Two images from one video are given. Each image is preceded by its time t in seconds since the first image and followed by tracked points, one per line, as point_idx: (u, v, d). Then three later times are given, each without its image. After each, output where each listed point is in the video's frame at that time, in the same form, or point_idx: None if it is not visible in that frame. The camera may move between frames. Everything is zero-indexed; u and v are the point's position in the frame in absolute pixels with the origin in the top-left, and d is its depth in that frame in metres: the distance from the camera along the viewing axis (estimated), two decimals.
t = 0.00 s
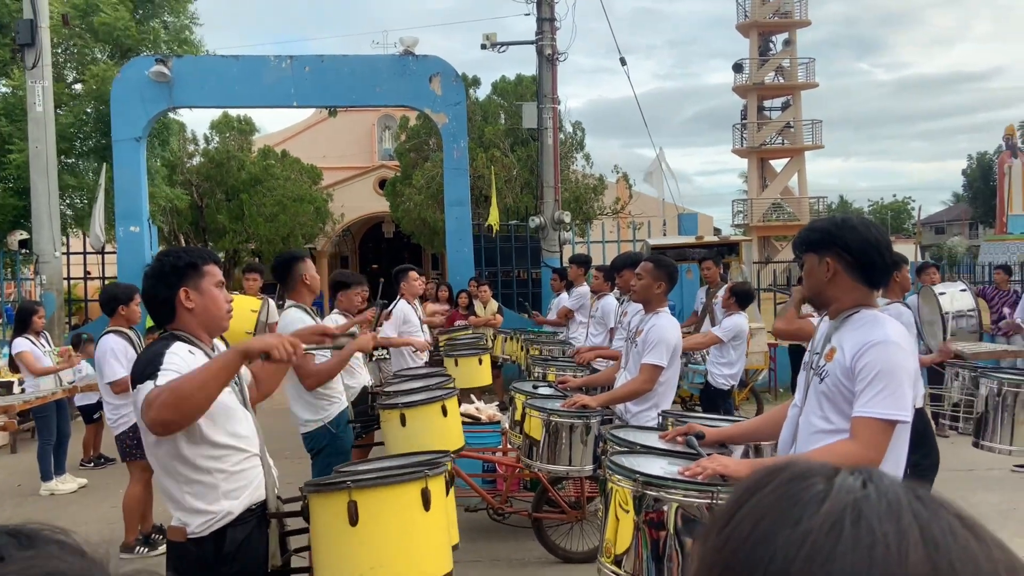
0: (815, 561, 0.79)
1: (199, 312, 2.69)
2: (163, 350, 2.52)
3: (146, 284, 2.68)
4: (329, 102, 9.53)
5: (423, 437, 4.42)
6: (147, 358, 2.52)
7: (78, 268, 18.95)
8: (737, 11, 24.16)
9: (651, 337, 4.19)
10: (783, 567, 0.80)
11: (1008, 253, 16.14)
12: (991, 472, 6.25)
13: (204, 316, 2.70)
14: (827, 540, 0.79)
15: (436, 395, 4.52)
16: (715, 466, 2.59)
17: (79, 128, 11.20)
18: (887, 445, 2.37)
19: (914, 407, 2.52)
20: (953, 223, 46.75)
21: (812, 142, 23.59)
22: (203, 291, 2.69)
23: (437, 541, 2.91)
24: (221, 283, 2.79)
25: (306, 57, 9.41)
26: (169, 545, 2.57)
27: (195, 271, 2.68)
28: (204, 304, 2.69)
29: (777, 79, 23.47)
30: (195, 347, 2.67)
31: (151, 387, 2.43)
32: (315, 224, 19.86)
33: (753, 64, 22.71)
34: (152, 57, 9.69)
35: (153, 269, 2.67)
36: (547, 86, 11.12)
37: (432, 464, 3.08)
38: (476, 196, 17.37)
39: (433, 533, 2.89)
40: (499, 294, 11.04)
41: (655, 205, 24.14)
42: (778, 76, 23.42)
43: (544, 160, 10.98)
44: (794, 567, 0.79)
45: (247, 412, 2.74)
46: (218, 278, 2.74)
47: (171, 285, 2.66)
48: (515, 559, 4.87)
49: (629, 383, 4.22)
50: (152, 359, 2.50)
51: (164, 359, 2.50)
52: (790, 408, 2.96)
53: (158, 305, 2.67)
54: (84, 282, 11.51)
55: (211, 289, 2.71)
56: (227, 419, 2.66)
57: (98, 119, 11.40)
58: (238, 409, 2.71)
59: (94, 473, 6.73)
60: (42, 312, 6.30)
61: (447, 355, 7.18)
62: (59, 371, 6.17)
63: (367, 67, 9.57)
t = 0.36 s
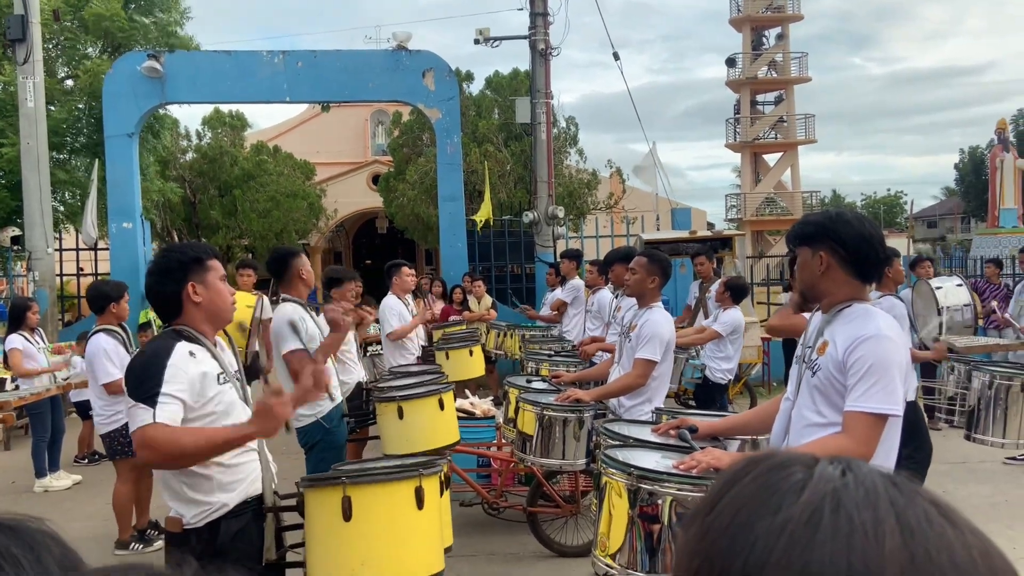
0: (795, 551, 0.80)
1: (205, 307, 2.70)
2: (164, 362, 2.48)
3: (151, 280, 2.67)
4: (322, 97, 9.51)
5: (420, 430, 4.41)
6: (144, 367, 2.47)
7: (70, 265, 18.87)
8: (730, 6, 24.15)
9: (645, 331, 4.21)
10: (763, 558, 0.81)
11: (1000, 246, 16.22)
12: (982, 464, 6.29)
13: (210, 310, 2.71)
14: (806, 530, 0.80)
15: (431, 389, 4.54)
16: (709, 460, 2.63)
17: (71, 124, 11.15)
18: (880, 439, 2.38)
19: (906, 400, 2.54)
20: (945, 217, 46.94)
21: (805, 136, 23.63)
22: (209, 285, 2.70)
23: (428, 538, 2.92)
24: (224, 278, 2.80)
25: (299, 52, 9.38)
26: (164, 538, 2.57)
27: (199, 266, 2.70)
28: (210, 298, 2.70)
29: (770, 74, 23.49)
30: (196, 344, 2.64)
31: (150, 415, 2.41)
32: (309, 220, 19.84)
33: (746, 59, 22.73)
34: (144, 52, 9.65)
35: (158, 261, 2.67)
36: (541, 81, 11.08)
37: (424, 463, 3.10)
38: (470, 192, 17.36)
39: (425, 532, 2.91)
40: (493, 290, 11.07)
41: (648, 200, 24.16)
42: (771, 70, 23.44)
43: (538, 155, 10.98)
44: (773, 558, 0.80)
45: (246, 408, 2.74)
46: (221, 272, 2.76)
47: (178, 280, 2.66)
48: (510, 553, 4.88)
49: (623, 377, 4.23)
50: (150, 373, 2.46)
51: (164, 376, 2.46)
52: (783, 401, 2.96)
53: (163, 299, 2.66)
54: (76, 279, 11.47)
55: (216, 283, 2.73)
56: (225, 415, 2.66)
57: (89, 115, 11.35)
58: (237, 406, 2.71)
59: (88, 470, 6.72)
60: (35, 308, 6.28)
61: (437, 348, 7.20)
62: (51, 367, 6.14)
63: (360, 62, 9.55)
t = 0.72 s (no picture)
0: (781, 541, 0.80)
1: (220, 306, 2.73)
2: (185, 354, 2.52)
3: (163, 273, 2.65)
4: (316, 94, 9.49)
5: (416, 426, 4.41)
6: (163, 361, 2.51)
7: (64, 262, 18.79)
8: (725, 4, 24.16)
9: (639, 328, 4.21)
10: (750, 552, 0.81)
11: (993, 244, 16.26)
12: (975, 461, 6.32)
13: (221, 308, 2.74)
14: (791, 522, 0.81)
15: (426, 385, 4.53)
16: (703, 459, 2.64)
17: (64, 120, 11.10)
18: (871, 434, 2.39)
19: (898, 397, 2.55)
20: (938, 214, 47.09)
21: (800, 134, 23.67)
22: (225, 284, 2.74)
23: (413, 534, 2.91)
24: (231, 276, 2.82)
25: (293, 48, 9.36)
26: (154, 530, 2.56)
27: (213, 265, 2.72)
28: (225, 296, 2.75)
29: (765, 72, 23.50)
30: (204, 341, 2.66)
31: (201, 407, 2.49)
32: (303, 217, 19.80)
33: (741, 56, 22.77)
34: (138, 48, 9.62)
35: (173, 257, 2.66)
36: (536, 79, 11.07)
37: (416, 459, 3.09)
38: (465, 189, 17.35)
39: (409, 529, 2.89)
40: (488, 287, 11.08)
41: (643, 197, 24.19)
42: (765, 68, 23.45)
43: (533, 152, 10.97)
44: (761, 551, 0.81)
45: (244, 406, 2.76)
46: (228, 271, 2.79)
47: (198, 275, 2.66)
48: (504, 551, 4.89)
49: (618, 374, 4.23)
50: (172, 366, 2.50)
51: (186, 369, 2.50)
52: (775, 397, 2.98)
53: (181, 295, 2.63)
54: (70, 276, 11.43)
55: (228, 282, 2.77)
56: (225, 410, 2.67)
57: (82, 111, 11.30)
58: (235, 403, 2.73)
59: (82, 467, 6.70)
60: (29, 305, 6.26)
61: (431, 346, 7.20)
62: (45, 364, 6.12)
63: (355, 58, 9.53)
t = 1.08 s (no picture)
0: (768, 540, 0.80)
1: (219, 306, 2.73)
2: (184, 350, 2.51)
3: (160, 273, 2.62)
4: (307, 94, 9.46)
5: (408, 430, 4.41)
6: (159, 357, 2.50)
7: (54, 262, 18.70)
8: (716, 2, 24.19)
9: (631, 327, 4.22)
10: (737, 552, 0.81)
11: (982, 242, 16.37)
12: (966, 458, 6.36)
13: (220, 310, 2.74)
14: (778, 521, 0.81)
15: (419, 389, 4.54)
16: (693, 458, 2.65)
17: (54, 120, 11.04)
18: (860, 434, 2.41)
19: (887, 397, 2.56)
20: (929, 213, 47.34)
21: (791, 133, 23.75)
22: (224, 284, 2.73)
23: (412, 532, 2.92)
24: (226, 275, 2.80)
25: (284, 47, 9.33)
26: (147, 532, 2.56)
27: (213, 266, 2.71)
28: (224, 298, 2.75)
29: (756, 71, 23.58)
30: (202, 341, 2.65)
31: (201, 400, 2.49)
32: (295, 217, 19.75)
33: (732, 55, 22.83)
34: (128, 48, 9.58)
35: (173, 257, 2.63)
36: (528, 78, 11.06)
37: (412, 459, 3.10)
38: (457, 188, 17.34)
39: (408, 526, 2.90)
40: (481, 286, 11.09)
41: (635, 196, 24.24)
42: (757, 67, 23.51)
43: (525, 151, 10.97)
44: (747, 551, 0.81)
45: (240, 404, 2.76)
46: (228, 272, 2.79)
47: (201, 277, 2.65)
48: (497, 550, 4.90)
49: (610, 373, 4.24)
50: (168, 364, 2.49)
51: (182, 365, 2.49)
52: (766, 397, 2.99)
53: (181, 295, 2.61)
54: (60, 277, 11.37)
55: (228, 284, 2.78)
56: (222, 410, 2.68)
57: (72, 110, 11.25)
58: (232, 402, 2.73)
59: (74, 469, 6.68)
60: (19, 306, 6.22)
61: (422, 346, 7.19)
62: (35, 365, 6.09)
63: (346, 58, 9.50)
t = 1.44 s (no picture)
0: (755, 540, 0.80)
1: (204, 306, 2.71)
2: (157, 344, 2.49)
3: (141, 274, 2.59)
4: (297, 94, 9.43)
5: (400, 427, 4.41)
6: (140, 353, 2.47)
7: (41, 263, 18.57)
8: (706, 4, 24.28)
9: (621, 328, 4.22)
10: (724, 552, 0.81)
11: (969, 243, 16.51)
12: (953, 458, 6.41)
13: (205, 311, 2.73)
14: (764, 521, 0.81)
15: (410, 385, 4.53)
16: (679, 457, 2.64)
17: (41, 119, 10.98)
18: (846, 435, 2.42)
19: (873, 398, 2.58)
20: (917, 214, 47.66)
21: (780, 134, 23.86)
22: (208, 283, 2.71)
23: (413, 528, 2.94)
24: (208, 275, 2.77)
25: (273, 47, 9.30)
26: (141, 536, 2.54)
27: (196, 266, 2.69)
28: (210, 298, 2.74)
29: (745, 72, 23.68)
30: (184, 341, 2.63)
31: (168, 372, 2.43)
32: (285, 217, 19.69)
33: (722, 57, 22.93)
34: (116, 47, 9.52)
35: (156, 257, 2.60)
36: (518, 79, 11.05)
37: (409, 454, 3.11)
38: (448, 189, 17.33)
39: (409, 523, 2.92)
40: (471, 287, 11.09)
41: (625, 197, 24.30)
42: (746, 68, 23.61)
43: (515, 152, 10.97)
44: (735, 551, 0.80)
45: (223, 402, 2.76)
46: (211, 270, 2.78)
47: (185, 277, 2.63)
48: (488, 551, 4.90)
49: (600, 374, 4.24)
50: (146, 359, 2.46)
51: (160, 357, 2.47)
52: (754, 398, 2.99)
53: (165, 296, 2.58)
54: (48, 277, 11.30)
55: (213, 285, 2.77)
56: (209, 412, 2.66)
57: (60, 109, 11.19)
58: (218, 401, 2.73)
59: (61, 471, 6.64)
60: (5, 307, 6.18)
61: (411, 347, 7.19)
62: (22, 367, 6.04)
63: (336, 58, 9.48)
